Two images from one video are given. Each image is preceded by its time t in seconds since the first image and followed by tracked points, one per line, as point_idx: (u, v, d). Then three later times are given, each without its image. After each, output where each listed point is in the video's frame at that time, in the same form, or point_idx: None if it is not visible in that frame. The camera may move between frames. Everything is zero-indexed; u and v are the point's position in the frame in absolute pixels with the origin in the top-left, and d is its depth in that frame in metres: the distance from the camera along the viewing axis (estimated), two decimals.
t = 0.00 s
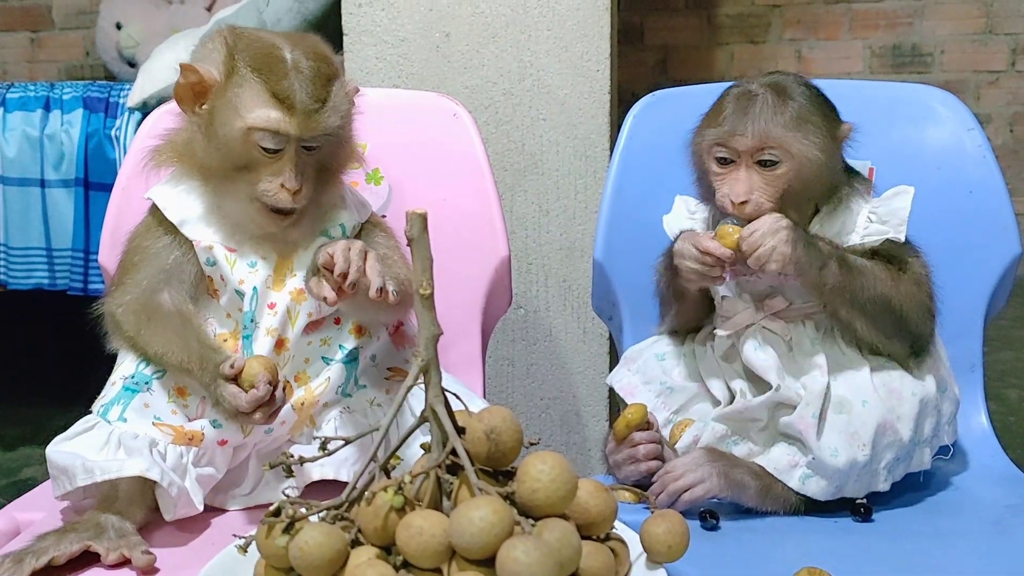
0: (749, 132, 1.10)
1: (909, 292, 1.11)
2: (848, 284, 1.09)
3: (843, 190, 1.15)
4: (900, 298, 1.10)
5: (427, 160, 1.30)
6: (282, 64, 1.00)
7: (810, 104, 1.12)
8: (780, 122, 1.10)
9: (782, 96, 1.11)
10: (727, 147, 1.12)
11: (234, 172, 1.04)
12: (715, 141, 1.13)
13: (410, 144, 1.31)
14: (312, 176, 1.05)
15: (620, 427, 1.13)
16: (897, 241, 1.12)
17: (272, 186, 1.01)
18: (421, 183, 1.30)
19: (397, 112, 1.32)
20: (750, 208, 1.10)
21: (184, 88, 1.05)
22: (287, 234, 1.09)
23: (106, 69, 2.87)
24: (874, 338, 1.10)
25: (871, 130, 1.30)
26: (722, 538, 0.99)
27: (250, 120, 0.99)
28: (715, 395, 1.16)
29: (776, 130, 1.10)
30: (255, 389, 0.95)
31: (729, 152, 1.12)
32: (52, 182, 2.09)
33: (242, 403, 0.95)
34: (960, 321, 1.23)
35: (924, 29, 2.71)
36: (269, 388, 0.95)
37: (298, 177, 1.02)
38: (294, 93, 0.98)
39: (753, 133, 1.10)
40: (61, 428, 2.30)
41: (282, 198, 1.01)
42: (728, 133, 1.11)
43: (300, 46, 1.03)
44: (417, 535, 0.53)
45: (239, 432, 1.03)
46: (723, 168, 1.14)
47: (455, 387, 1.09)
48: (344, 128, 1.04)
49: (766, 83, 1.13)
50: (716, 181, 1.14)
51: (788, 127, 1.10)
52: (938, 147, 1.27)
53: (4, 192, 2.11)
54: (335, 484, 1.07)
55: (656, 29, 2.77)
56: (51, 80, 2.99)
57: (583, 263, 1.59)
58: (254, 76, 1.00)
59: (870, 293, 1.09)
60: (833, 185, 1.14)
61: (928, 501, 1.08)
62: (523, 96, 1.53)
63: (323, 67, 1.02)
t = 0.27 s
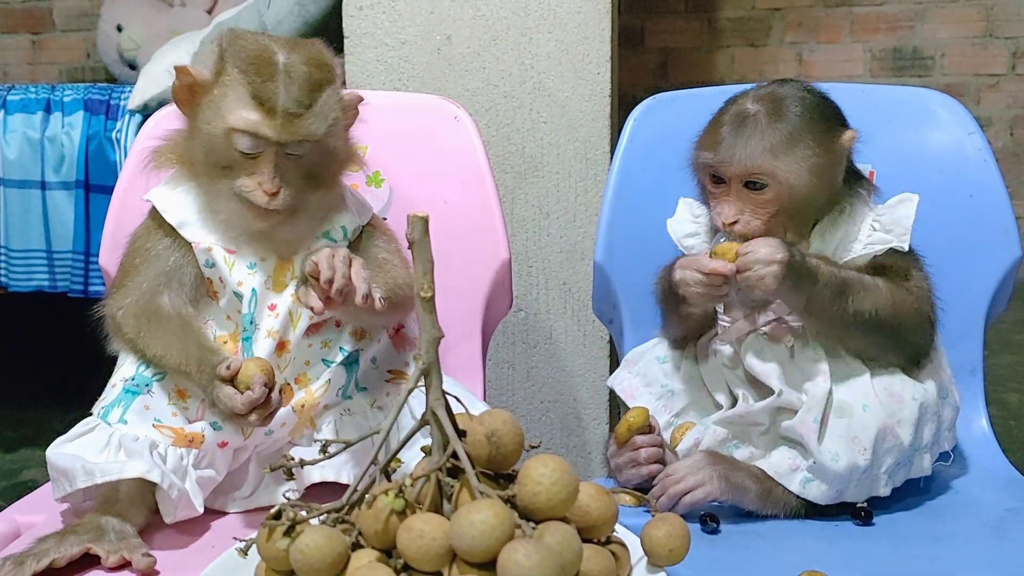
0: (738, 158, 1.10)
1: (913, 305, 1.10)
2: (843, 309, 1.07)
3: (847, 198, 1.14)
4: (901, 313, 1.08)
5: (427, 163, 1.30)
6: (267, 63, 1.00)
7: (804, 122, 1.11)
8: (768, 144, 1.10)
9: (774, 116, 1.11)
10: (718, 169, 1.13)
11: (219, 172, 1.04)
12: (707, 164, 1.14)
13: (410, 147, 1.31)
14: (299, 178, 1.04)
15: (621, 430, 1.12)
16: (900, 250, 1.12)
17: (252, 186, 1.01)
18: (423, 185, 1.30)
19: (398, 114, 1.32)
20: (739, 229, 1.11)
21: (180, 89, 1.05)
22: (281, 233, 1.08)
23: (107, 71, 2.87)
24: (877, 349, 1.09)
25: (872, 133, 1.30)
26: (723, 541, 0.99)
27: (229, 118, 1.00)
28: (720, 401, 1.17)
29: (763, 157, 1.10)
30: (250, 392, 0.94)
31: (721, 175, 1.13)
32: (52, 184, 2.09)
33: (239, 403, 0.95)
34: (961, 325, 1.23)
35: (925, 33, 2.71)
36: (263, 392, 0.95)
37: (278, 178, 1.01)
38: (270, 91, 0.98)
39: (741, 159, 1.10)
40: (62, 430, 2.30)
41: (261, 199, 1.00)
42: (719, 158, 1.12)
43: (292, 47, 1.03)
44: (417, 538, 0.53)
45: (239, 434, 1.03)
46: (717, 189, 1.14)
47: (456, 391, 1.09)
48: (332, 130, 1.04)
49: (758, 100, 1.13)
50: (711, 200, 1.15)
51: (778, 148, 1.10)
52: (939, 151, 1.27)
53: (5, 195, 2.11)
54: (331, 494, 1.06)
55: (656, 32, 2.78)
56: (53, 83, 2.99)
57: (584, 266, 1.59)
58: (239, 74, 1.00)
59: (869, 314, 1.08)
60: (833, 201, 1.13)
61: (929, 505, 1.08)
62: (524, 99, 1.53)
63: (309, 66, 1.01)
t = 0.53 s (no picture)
0: (766, 163, 1.06)
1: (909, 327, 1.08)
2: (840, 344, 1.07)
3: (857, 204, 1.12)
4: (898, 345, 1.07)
5: (428, 165, 1.30)
6: (236, 73, 0.98)
7: (824, 119, 1.08)
8: (793, 146, 1.06)
9: (796, 116, 1.07)
10: (742, 173, 1.08)
11: (203, 184, 1.05)
12: (729, 168, 1.10)
13: (412, 149, 1.31)
14: (278, 186, 1.03)
15: (621, 433, 1.12)
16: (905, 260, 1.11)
17: (229, 200, 1.01)
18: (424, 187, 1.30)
19: (399, 117, 1.33)
20: (767, 235, 1.08)
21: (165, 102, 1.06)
22: (270, 241, 1.08)
23: (108, 73, 2.88)
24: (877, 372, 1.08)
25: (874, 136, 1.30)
26: (722, 544, 0.99)
27: (198, 134, 0.99)
28: (716, 398, 1.16)
29: (788, 160, 1.06)
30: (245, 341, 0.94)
31: (746, 179, 1.08)
32: (53, 185, 2.09)
33: (233, 355, 0.94)
34: (961, 328, 1.23)
35: (925, 36, 2.71)
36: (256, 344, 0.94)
37: (253, 191, 1.01)
38: (234, 105, 0.97)
39: (768, 164, 1.06)
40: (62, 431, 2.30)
41: (238, 213, 1.01)
42: (744, 161, 1.08)
43: (263, 53, 1.02)
44: (418, 540, 0.53)
45: (239, 437, 1.03)
46: (739, 193, 1.10)
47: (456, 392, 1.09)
48: (306, 136, 1.02)
49: (777, 99, 1.09)
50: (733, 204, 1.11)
51: (800, 149, 1.06)
52: (940, 154, 1.27)
53: (7, 196, 2.11)
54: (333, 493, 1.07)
55: (657, 35, 2.78)
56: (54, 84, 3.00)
57: (585, 269, 1.59)
58: (207, 86, 0.99)
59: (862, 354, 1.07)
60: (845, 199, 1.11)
61: (929, 508, 1.08)
62: (525, 101, 1.53)
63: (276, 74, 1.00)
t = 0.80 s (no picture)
0: (766, 139, 1.09)
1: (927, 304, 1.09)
2: (854, 307, 1.07)
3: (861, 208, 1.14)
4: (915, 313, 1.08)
5: (429, 166, 1.30)
6: (206, 68, 0.99)
7: (836, 116, 1.10)
8: (799, 131, 1.09)
9: (806, 105, 1.10)
10: (743, 151, 1.11)
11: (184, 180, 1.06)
12: (733, 143, 1.13)
13: (412, 150, 1.31)
14: (246, 183, 1.01)
15: (628, 435, 1.13)
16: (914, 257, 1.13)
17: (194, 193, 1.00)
18: (426, 187, 1.30)
19: (400, 117, 1.33)
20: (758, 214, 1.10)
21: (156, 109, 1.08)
22: (252, 242, 1.07)
23: (109, 73, 2.88)
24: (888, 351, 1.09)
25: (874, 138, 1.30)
26: (722, 545, 0.99)
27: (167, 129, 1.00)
28: (719, 402, 1.17)
29: (793, 141, 1.08)
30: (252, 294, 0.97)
31: (745, 157, 1.11)
32: (54, 186, 2.09)
33: (224, 309, 0.97)
34: (962, 330, 1.23)
35: (925, 37, 2.71)
36: (247, 308, 0.96)
37: (217, 184, 1.00)
38: (198, 97, 0.97)
39: (768, 142, 1.09)
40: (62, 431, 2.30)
41: (201, 205, 1.00)
42: (745, 137, 1.11)
43: (236, 52, 1.01)
44: (418, 541, 0.53)
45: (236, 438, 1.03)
46: (739, 171, 1.12)
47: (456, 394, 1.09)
48: (272, 129, 1.00)
49: (790, 90, 1.12)
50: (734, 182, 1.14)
51: (801, 135, 1.09)
52: (940, 156, 1.27)
53: (8, 196, 2.12)
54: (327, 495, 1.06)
55: (657, 35, 2.79)
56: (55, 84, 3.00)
57: (585, 270, 1.59)
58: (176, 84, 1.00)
59: (883, 309, 1.07)
60: (849, 198, 1.12)
61: (929, 509, 1.08)
62: (525, 102, 1.53)
63: (245, 70, 1.00)
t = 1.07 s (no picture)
0: (741, 154, 1.11)
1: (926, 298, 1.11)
2: (859, 296, 1.08)
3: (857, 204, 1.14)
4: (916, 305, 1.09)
5: (428, 168, 1.31)
6: (200, 61, 1.10)
7: (815, 124, 1.11)
8: (773, 142, 1.10)
9: (783, 117, 1.11)
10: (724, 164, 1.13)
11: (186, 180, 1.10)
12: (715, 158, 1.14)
13: (412, 152, 1.32)
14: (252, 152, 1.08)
15: (633, 438, 1.13)
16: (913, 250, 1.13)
17: (199, 163, 1.05)
18: (424, 190, 1.30)
19: (399, 119, 1.33)
20: (742, 225, 1.11)
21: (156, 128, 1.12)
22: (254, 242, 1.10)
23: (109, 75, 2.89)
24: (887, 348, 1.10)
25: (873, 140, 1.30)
26: (722, 547, 0.99)
27: (167, 114, 1.08)
28: (720, 403, 1.17)
29: (767, 155, 1.10)
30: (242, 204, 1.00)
31: (727, 170, 1.13)
32: (53, 188, 2.09)
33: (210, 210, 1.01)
34: (960, 332, 1.23)
35: (924, 40, 2.72)
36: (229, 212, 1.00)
37: (223, 152, 1.05)
38: (195, 77, 1.08)
39: (744, 157, 1.11)
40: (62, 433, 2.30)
41: (206, 171, 1.04)
42: (725, 154, 1.12)
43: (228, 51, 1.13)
44: (418, 543, 0.53)
45: (235, 437, 1.02)
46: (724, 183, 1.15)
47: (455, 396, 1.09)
48: (271, 99, 1.10)
49: (769, 101, 1.13)
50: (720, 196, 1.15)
51: (779, 147, 1.10)
52: (938, 159, 1.27)
53: (8, 198, 2.12)
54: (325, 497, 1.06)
55: (657, 38, 2.79)
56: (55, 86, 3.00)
57: (585, 272, 1.59)
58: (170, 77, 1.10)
59: (883, 300, 1.08)
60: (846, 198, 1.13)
61: (928, 512, 1.08)
62: (525, 104, 1.53)
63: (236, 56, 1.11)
